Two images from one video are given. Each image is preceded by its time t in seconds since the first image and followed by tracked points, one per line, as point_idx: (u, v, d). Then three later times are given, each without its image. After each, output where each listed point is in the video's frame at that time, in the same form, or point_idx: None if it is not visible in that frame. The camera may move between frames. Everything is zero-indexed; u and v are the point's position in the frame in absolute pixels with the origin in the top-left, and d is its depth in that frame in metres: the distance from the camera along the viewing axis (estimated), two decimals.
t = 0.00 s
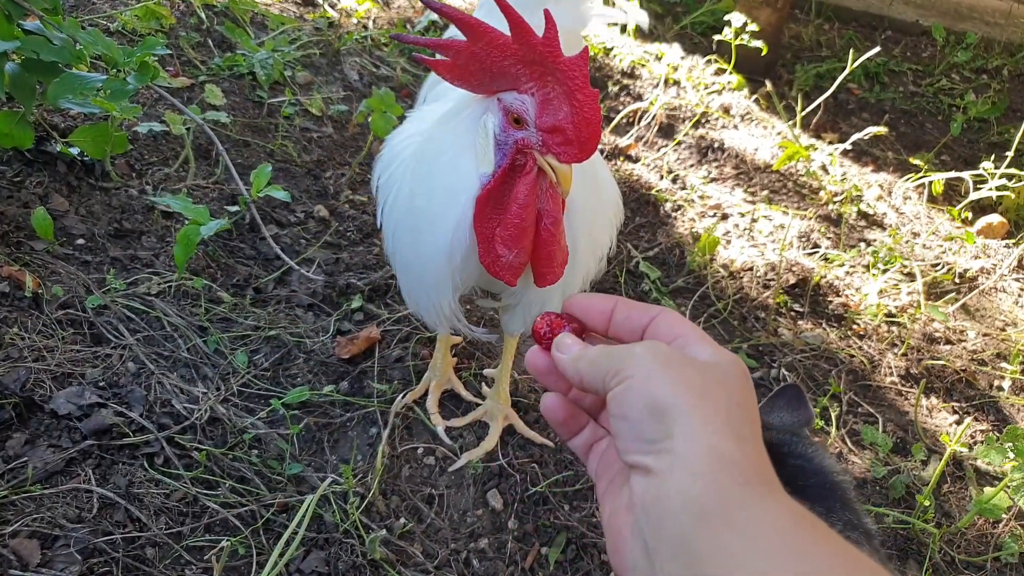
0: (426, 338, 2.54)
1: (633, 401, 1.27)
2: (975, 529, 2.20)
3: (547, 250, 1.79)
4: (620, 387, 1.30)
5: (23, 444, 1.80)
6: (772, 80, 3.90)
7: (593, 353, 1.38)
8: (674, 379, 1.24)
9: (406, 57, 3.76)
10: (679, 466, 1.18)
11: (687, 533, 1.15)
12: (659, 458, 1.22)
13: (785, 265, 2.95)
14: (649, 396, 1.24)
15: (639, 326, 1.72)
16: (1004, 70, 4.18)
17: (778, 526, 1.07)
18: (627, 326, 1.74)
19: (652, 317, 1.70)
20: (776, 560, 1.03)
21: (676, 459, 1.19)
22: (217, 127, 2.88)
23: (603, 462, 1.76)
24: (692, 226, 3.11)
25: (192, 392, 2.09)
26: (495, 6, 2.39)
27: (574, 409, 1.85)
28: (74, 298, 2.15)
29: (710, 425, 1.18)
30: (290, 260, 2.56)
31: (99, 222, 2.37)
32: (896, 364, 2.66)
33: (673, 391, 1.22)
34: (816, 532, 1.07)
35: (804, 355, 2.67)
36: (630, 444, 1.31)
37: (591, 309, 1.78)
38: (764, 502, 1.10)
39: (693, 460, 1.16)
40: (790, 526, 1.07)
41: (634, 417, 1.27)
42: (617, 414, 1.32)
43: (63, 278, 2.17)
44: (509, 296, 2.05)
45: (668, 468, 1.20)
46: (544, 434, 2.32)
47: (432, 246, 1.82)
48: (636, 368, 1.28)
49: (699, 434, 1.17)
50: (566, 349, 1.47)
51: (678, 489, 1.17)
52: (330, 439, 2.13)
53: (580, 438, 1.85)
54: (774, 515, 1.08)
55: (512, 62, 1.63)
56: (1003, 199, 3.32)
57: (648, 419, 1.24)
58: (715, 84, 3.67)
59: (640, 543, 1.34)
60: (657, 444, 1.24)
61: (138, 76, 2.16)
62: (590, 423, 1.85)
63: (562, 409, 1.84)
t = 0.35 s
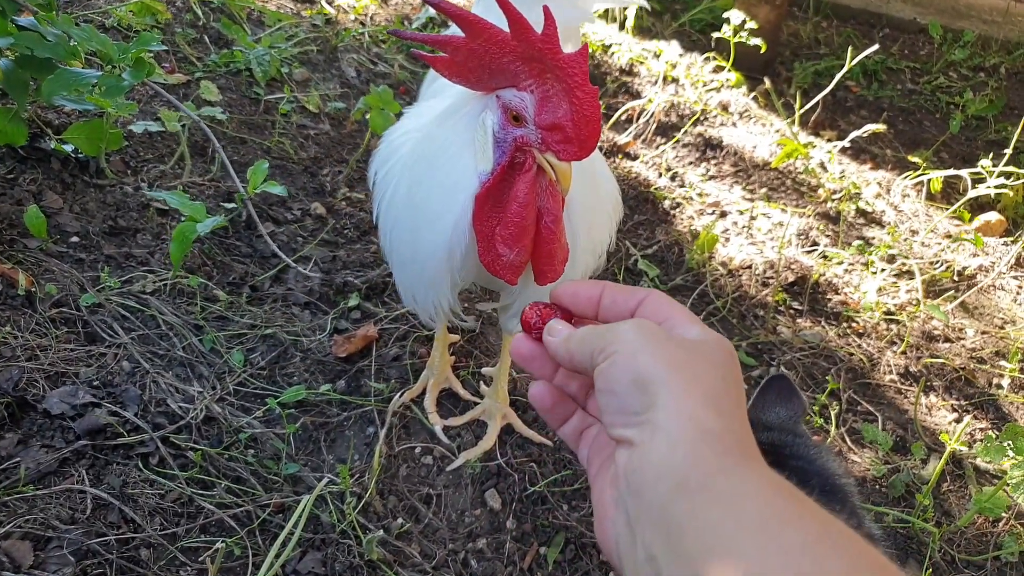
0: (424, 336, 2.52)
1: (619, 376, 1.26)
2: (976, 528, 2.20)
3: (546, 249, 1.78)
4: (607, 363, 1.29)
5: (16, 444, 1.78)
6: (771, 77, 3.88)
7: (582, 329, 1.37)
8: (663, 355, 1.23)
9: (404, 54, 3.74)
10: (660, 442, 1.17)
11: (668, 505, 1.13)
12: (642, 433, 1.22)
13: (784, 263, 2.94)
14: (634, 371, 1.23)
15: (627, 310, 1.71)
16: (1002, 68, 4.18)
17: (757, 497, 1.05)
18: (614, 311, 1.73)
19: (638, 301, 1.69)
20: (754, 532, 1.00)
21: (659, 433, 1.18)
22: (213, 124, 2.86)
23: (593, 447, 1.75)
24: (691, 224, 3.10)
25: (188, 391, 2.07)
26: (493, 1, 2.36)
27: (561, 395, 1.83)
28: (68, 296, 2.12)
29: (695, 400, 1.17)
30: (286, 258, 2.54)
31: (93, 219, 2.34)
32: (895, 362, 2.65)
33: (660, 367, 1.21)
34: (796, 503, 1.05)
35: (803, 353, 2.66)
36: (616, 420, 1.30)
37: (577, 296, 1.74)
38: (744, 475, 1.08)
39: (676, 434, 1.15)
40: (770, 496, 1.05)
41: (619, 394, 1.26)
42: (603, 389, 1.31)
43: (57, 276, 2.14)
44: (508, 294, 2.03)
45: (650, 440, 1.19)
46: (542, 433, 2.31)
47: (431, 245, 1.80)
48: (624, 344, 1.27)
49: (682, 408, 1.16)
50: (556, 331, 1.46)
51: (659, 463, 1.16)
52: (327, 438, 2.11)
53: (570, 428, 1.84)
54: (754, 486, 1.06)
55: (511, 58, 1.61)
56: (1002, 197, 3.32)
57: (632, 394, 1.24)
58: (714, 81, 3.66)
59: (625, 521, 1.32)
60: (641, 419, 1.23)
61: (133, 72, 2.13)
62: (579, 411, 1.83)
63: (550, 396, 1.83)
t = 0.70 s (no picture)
0: (422, 339, 2.51)
1: (623, 343, 1.24)
2: (975, 535, 2.19)
3: (547, 253, 1.76)
4: (612, 330, 1.28)
5: (8, 445, 1.76)
6: (772, 80, 3.87)
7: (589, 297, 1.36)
8: (669, 323, 1.21)
9: (404, 53, 3.72)
10: (660, 406, 1.15)
11: (665, 467, 1.11)
12: (643, 398, 1.20)
13: (784, 267, 2.93)
14: (639, 338, 1.22)
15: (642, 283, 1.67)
16: (1003, 72, 4.17)
17: (757, 460, 1.02)
18: (635, 279, 1.67)
19: (656, 271, 1.62)
20: (750, 493, 0.98)
21: (660, 397, 1.16)
22: (212, 123, 2.84)
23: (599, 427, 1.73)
24: (691, 227, 3.08)
25: (184, 393, 2.05)
26: (494, 2, 2.34)
27: (565, 378, 1.82)
28: (64, 296, 2.11)
29: (699, 367, 1.15)
30: (284, 259, 2.52)
31: (90, 218, 2.32)
32: (896, 367, 2.64)
33: (665, 335, 1.20)
34: (798, 468, 1.02)
35: (803, 358, 2.65)
36: (619, 387, 1.28)
37: (598, 263, 1.72)
38: (746, 441, 1.06)
39: (677, 398, 1.13)
40: (770, 461, 1.02)
41: (622, 361, 1.25)
42: (607, 356, 1.29)
43: (52, 276, 2.12)
44: (508, 298, 2.02)
45: (651, 404, 1.17)
46: (540, 437, 2.29)
47: (430, 249, 1.79)
48: (630, 311, 1.25)
49: (684, 373, 1.15)
50: (567, 297, 1.45)
51: (658, 427, 1.14)
52: (324, 441, 2.10)
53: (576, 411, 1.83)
54: (754, 450, 1.04)
55: (514, 61, 1.60)
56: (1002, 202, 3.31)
57: (635, 361, 1.22)
58: (715, 83, 3.65)
59: (622, 485, 1.30)
60: (643, 385, 1.21)
61: (133, 71, 2.11)
62: (584, 393, 1.82)
63: (555, 378, 1.83)
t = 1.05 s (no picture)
0: (415, 338, 2.49)
1: (630, 322, 1.23)
2: (970, 531, 2.19)
3: (539, 249, 1.76)
4: (619, 309, 1.27)
5: None
6: (765, 77, 3.87)
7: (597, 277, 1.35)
8: (677, 300, 1.19)
9: (396, 51, 3.70)
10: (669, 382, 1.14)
11: (674, 442, 1.11)
12: (652, 375, 1.19)
13: (778, 264, 2.92)
14: (646, 315, 1.20)
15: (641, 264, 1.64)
16: (996, 69, 4.18)
17: (767, 434, 1.01)
18: (629, 266, 1.64)
19: (653, 258, 1.63)
20: (759, 466, 0.97)
21: (669, 373, 1.15)
22: (202, 121, 2.82)
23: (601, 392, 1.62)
24: (685, 225, 3.07)
25: (174, 393, 2.03)
26: None
27: (562, 332, 1.73)
28: (51, 296, 2.08)
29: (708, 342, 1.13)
30: (275, 258, 2.50)
31: (78, 217, 2.30)
32: (890, 364, 2.64)
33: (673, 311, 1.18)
34: (808, 441, 1.01)
35: (797, 356, 2.64)
36: (628, 366, 1.27)
37: (591, 250, 1.69)
38: (754, 415, 1.05)
39: (686, 374, 1.12)
40: (778, 434, 1.01)
41: (629, 339, 1.24)
42: (615, 335, 1.28)
43: (40, 276, 2.10)
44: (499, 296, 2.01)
45: (660, 381, 1.16)
46: (534, 436, 2.28)
47: (421, 245, 1.77)
48: (637, 289, 1.24)
49: (693, 349, 1.13)
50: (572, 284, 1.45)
51: (667, 402, 1.13)
52: (316, 441, 2.08)
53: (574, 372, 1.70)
54: (763, 423, 1.03)
55: (505, 54, 1.59)
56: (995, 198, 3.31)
57: (643, 338, 1.21)
58: (708, 81, 3.65)
59: (631, 461, 1.29)
60: (652, 362, 1.20)
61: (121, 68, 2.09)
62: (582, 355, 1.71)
63: (553, 333, 1.74)
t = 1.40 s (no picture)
0: (410, 335, 2.48)
1: (620, 302, 1.21)
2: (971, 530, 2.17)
3: (535, 244, 1.74)
4: (610, 290, 1.25)
5: None
6: (764, 73, 3.84)
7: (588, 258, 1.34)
8: (667, 280, 1.18)
9: (393, 46, 3.68)
10: (657, 358, 1.12)
11: (661, 418, 1.08)
12: (641, 352, 1.16)
13: (777, 261, 2.90)
14: (636, 295, 1.19)
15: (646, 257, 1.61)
16: (997, 65, 4.15)
17: (756, 410, 0.99)
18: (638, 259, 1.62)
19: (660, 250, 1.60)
20: (746, 441, 0.95)
21: (657, 350, 1.13)
22: (197, 116, 2.80)
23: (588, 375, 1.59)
24: (684, 221, 3.05)
25: (168, 389, 2.02)
26: None
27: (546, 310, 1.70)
28: (44, 292, 2.07)
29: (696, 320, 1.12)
30: (270, 254, 2.49)
31: (72, 213, 2.28)
32: (889, 361, 2.63)
33: (663, 290, 1.17)
34: (796, 416, 0.99)
35: (795, 353, 2.62)
36: (616, 347, 1.25)
37: (604, 243, 1.67)
38: (742, 391, 1.03)
39: (674, 350, 1.10)
40: (766, 408, 1.00)
41: (619, 319, 1.22)
42: (605, 316, 1.26)
43: (33, 272, 2.08)
44: (496, 292, 1.99)
45: (648, 358, 1.14)
46: (530, 433, 2.27)
47: (417, 240, 1.75)
48: (628, 270, 1.23)
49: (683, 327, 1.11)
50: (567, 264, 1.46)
51: (655, 379, 1.11)
52: (311, 438, 2.07)
53: (559, 353, 1.66)
54: (750, 397, 1.01)
55: (501, 46, 1.57)
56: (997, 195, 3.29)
57: (634, 316, 1.19)
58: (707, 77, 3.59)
59: (619, 441, 1.27)
60: (641, 341, 1.18)
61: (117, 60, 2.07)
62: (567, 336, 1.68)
63: (537, 311, 1.72)
